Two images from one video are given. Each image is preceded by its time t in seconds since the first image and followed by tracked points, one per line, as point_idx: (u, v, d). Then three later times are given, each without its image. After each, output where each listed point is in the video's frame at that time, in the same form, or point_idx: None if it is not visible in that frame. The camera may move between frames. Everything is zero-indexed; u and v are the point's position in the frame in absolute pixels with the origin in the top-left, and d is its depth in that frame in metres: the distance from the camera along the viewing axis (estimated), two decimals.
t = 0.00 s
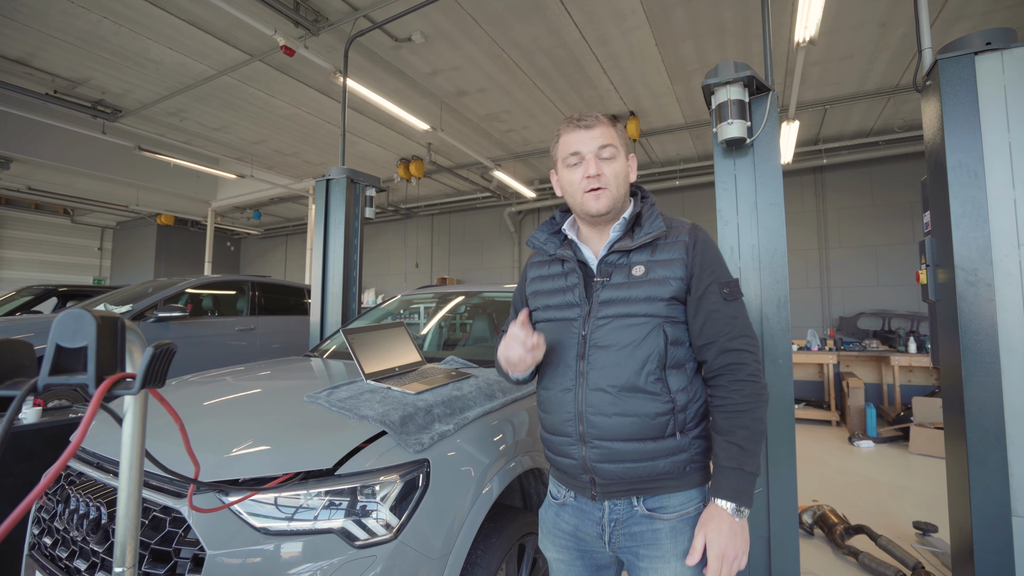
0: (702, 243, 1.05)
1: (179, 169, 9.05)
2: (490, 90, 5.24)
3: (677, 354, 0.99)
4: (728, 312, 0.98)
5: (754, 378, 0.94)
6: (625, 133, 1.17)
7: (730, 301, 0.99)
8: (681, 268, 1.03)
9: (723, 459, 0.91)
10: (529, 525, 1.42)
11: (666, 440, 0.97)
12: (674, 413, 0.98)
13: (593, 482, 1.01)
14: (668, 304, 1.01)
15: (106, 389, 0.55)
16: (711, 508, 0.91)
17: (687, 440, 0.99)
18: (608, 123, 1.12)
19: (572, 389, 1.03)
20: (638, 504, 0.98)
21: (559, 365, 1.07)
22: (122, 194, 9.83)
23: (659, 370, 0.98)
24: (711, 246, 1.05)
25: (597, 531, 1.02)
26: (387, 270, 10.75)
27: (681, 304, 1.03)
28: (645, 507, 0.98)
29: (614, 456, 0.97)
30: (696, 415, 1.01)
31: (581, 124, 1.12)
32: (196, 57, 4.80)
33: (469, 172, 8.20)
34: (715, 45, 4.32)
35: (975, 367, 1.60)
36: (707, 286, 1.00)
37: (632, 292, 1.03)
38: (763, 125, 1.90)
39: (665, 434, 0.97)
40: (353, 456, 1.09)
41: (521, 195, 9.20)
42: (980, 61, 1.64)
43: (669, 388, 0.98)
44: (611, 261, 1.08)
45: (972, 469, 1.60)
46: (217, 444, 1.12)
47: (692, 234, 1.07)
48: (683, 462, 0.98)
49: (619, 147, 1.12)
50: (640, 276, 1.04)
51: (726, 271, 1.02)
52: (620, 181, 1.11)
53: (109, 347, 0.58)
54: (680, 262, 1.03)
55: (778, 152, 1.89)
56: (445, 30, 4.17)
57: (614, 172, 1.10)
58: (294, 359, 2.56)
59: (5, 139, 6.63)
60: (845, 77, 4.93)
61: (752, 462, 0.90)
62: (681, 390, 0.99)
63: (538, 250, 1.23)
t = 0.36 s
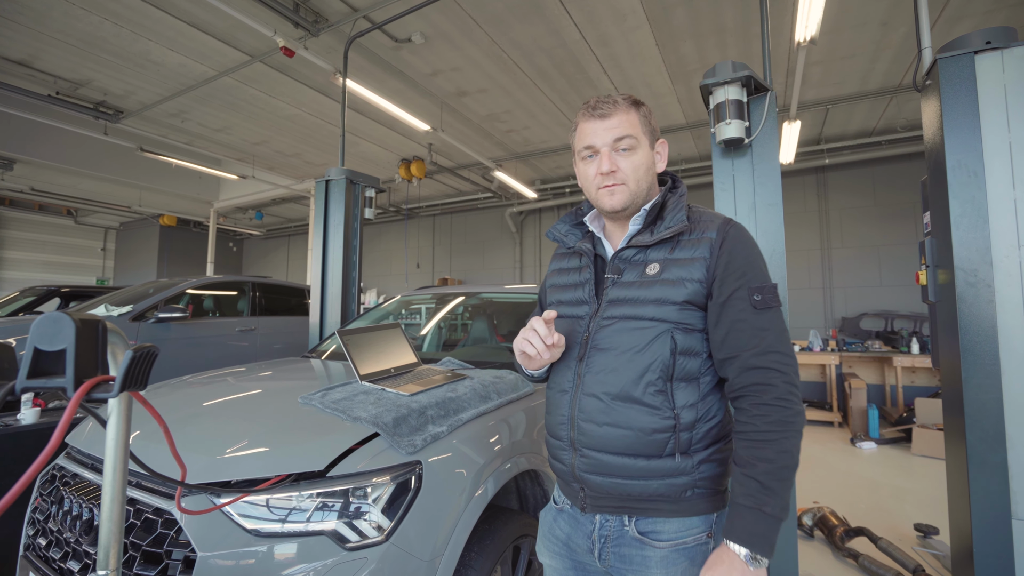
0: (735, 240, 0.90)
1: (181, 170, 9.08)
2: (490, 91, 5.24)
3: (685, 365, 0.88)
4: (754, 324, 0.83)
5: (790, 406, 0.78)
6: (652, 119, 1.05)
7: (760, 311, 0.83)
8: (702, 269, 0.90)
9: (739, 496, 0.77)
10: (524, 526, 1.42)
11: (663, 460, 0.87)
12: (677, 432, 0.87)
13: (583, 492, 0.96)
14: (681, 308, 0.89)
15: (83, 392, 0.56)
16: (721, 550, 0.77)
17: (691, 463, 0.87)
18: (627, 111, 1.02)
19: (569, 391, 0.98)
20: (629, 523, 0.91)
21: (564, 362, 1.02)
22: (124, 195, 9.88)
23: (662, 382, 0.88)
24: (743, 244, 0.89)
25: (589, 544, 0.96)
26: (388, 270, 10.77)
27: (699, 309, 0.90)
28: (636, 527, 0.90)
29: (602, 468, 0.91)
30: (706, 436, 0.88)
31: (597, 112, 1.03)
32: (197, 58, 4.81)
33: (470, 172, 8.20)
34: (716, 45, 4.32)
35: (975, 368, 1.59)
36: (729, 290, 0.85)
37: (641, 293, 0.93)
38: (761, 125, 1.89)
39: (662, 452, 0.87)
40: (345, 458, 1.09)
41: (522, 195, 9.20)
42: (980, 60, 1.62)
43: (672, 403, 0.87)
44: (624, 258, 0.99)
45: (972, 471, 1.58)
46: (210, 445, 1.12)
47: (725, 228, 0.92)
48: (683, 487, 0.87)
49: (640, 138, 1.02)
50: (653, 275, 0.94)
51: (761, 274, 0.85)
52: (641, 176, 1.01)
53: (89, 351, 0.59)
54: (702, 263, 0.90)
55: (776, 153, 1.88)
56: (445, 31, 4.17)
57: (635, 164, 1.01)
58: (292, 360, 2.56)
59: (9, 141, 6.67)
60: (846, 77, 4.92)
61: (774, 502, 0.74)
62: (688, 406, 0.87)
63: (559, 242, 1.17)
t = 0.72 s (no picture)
0: (724, 239, 0.78)
1: (182, 170, 9.11)
2: (490, 91, 5.24)
3: (661, 377, 0.81)
4: (735, 341, 0.72)
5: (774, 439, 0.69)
6: (609, 112, 0.90)
7: (745, 326, 0.72)
8: (683, 275, 0.82)
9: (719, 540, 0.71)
10: (519, 527, 1.42)
11: (633, 475, 0.83)
12: (647, 448, 0.81)
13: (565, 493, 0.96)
14: (657, 316, 0.82)
15: (60, 394, 0.57)
16: None
17: (662, 482, 0.81)
18: (571, 116, 0.93)
19: (555, 392, 0.98)
20: (605, 531, 0.89)
21: (558, 359, 1.02)
22: (127, 196, 9.93)
23: (634, 395, 0.82)
24: (732, 247, 0.77)
25: (575, 545, 0.96)
26: (390, 271, 10.79)
27: (681, 318, 0.81)
28: (612, 536, 0.89)
29: (576, 473, 0.90)
30: (684, 456, 0.81)
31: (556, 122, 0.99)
32: (197, 60, 4.83)
33: (471, 173, 8.21)
34: (716, 45, 4.31)
35: (974, 369, 1.57)
36: (709, 302, 0.75)
37: (623, 297, 0.88)
38: (759, 125, 1.88)
39: (631, 466, 0.83)
40: (337, 459, 1.09)
41: (523, 195, 9.20)
42: (979, 58, 1.61)
43: (643, 417, 0.81)
44: (614, 259, 0.94)
45: (970, 472, 1.57)
46: (202, 446, 1.12)
47: (718, 225, 0.81)
48: (654, 504, 0.82)
49: (581, 146, 0.92)
50: (635, 279, 0.87)
51: (752, 282, 0.74)
52: (590, 186, 0.93)
53: (67, 352, 0.60)
54: (685, 268, 0.82)
55: (774, 153, 1.87)
56: (445, 31, 4.17)
57: (580, 176, 0.94)
58: (291, 360, 2.56)
59: (12, 142, 6.69)
60: (847, 77, 4.90)
61: (758, 550, 0.68)
62: (660, 422, 0.81)
63: (572, 237, 1.13)
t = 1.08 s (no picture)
0: (688, 235, 0.77)
1: (184, 171, 9.13)
2: (490, 91, 5.24)
3: (630, 378, 0.80)
4: (692, 340, 0.71)
5: (711, 445, 0.68)
6: (583, 110, 0.90)
7: (702, 325, 0.71)
8: (648, 273, 0.81)
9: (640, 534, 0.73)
10: (514, 527, 1.41)
11: (606, 477, 0.83)
12: (618, 450, 0.81)
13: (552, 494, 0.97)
14: (625, 316, 0.82)
15: (41, 392, 0.62)
16: None
17: (635, 484, 0.81)
18: (552, 116, 0.96)
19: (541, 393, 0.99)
20: (588, 533, 0.90)
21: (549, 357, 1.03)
22: (130, 197, 9.97)
23: (606, 396, 0.82)
24: (695, 244, 0.76)
25: (562, 546, 0.97)
26: (391, 271, 10.81)
27: (648, 318, 0.81)
28: (593, 537, 0.90)
29: (557, 474, 0.91)
30: (656, 458, 0.80)
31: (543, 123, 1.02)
32: (198, 61, 4.84)
33: (472, 173, 8.21)
34: (716, 44, 4.30)
35: (974, 369, 1.56)
36: (668, 299, 0.75)
37: (597, 295, 0.88)
38: (757, 124, 1.88)
39: (602, 469, 0.83)
40: (329, 459, 1.09)
41: (525, 195, 9.19)
42: (978, 57, 1.60)
43: (614, 419, 0.81)
44: (596, 258, 0.94)
45: (969, 474, 1.56)
46: (195, 446, 1.12)
47: (686, 221, 0.80)
48: (627, 506, 0.82)
49: (557, 147, 0.94)
50: (609, 278, 0.88)
51: (712, 279, 0.72)
52: (570, 185, 0.96)
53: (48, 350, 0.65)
54: (650, 266, 0.82)
55: (773, 152, 1.86)
56: (445, 31, 4.17)
57: (562, 176, 0.97)
58: (289, 360, 2.56)
59: (14, 142, 6.72)
60: (849, 75, 4.87)
61: (665, 549, 0.70)
62: (631, 423, 0.80)
63: (569, 236, 1.12)
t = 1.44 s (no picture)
0: (682, 233, 0.77)
1: (188, 172, 9.17)
2: (492, 91, 5.25)
3: (623, 375, 0.80)
4: (687, 338, 0.71)
5: (706, 443, 0.68)
6: (575, 108, 0.90)
7: (696, 322, 0.71)
8: (642, 271, 0.81)
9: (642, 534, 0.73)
10: (512, 526, 1.41)
11: (600, 474, 0.83)
12: (611, 447, 0.81)
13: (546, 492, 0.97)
14: (618, 313, 0.82)
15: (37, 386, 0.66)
16: None
17: (629, 482, 0.81)
18: (544, 115, 0.95)
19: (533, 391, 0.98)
20: (582, 532, 0.90)
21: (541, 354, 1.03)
22: (134, 197, 10.02)
23: (598, 393, 0.82)
24: (689, 241, 0.76)
25: (557, 545, 0.97)
26: (394, 271, 10.83)
27: (641, 315, 0.81)
28: (587, 535, 0.89)
29: (550, 472, 0.91)
30: (649, 456, 0.80)
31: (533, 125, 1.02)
32: (201, 62, 4.87)
33: (474, 172, 8.22)
34: (718, 43, 4.29)
35: (975, 369, 1.55)
36: (663, 297, 0.74)
37: (590, 292, 0.88)
38: (757, 122, 1.87)
39: (596, 466, 0.83)
40: (326, 456, 1.09)
41: (527, 195, 9.20)
42: (980, 54, 1.59)
43: (607, 416, 0.81)
44: (588, 255, 0.94)
45: (971, 474, 1.55)
46: (194, 444, 1.13)
47: (679, 219, 0.80)
48: (621, 504, 0.82)
49: (550, 146, 0.94)
50: (601, 276, 0.88)
51: (706, 277, 0.72)
52: (563, 185, 0.96)
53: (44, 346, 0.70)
54: (643, 264, 0.82)
55: (773, 151, 1.85)
56: (446, 31, 4.18)
57: (555, 176, 0.97)
58: (291, 360, 2.57)
59: (19, 144, 6.77)
60: (852, 73, 4.84)
61: (669, 549, 0.69)
62: (624, 421, 0.80)
63: (562, 234, 1.12)
